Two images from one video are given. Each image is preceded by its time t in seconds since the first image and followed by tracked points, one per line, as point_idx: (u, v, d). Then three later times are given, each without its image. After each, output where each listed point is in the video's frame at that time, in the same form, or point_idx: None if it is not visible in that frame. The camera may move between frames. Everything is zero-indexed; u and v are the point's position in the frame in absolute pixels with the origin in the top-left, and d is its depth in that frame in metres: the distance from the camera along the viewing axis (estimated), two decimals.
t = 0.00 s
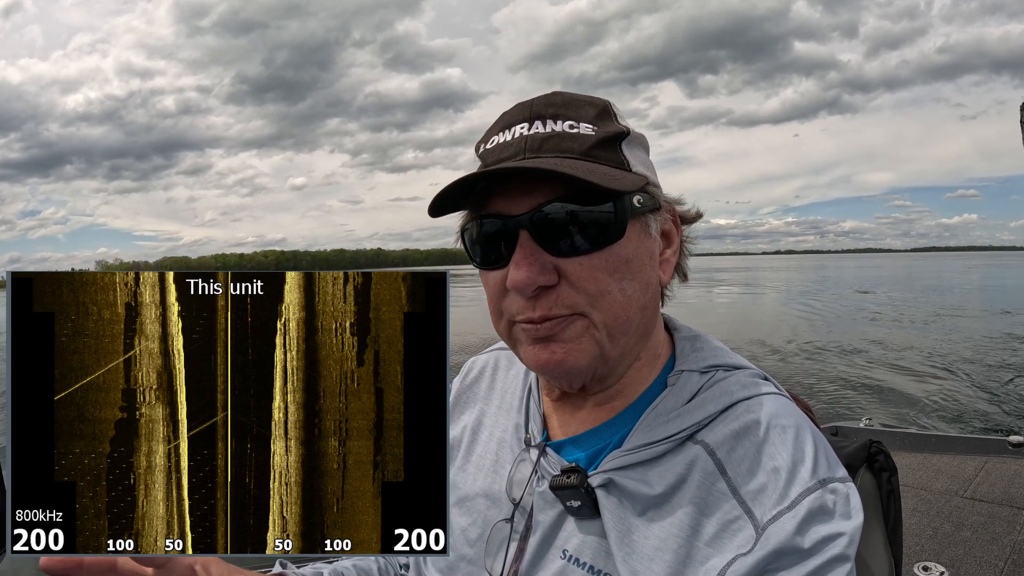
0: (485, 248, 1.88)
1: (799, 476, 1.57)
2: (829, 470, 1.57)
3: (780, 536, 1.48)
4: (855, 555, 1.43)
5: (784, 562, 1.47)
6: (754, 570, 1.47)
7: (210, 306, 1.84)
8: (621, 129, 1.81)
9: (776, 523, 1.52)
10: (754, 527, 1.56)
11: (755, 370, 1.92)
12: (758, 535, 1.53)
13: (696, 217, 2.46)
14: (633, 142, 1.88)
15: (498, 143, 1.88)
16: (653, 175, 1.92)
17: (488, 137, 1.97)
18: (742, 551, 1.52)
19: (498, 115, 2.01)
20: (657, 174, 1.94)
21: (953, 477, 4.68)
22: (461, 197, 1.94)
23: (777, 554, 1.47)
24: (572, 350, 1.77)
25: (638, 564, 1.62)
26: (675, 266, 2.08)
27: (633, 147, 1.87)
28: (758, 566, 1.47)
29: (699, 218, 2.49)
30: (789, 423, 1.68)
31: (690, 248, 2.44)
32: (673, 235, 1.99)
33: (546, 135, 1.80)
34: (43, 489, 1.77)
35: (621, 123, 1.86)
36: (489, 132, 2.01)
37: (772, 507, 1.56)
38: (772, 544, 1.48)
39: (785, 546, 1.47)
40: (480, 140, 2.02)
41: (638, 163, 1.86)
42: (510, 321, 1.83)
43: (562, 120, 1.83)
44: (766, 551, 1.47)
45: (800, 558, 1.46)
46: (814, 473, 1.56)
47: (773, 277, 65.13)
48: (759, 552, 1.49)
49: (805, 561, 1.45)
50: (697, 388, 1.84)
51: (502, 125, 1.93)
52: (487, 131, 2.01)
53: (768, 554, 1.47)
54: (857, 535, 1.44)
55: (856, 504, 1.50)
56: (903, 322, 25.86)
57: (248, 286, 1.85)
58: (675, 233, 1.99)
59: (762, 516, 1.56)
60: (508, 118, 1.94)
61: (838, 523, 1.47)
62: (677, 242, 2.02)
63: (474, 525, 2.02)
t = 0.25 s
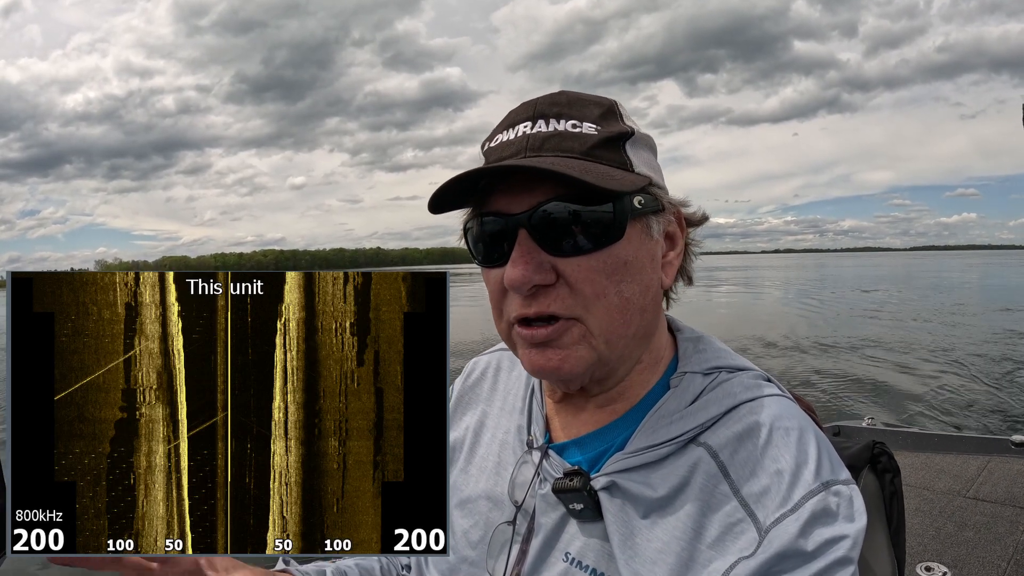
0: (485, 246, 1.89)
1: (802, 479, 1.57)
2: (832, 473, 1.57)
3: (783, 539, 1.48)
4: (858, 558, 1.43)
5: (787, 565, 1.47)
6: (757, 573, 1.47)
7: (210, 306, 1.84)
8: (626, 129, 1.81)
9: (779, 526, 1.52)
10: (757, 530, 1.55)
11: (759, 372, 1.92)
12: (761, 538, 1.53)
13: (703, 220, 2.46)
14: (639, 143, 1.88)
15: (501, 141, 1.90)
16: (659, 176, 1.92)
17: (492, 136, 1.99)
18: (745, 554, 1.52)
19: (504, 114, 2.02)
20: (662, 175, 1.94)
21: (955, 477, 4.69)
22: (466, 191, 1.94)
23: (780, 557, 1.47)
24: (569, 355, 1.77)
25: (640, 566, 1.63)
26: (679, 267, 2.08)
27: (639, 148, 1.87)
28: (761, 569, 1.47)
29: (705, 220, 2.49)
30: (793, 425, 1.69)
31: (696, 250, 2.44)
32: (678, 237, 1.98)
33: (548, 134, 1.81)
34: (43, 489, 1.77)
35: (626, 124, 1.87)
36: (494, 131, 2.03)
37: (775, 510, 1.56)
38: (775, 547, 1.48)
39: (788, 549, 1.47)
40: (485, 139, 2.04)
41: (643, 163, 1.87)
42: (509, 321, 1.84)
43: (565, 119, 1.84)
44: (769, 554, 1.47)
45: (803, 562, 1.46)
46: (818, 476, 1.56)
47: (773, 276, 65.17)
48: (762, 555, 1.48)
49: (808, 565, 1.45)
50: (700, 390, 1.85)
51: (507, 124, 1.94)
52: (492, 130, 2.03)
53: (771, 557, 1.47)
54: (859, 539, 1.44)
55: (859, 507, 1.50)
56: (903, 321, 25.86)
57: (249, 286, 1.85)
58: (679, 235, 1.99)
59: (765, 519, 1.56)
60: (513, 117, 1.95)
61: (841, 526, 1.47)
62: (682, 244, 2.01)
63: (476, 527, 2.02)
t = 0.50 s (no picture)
0: (487, 252, 1.89)
1: (807, 485, 1.56)
2: (837, 479, 1.56)
3: (787, 547, 1.47)
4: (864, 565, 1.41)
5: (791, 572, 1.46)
6: None
7: (210, 306, 1.84)
8: (629, 132, 1.81)
9: (784, 534, 1.51)
10: (762, 537, 1.55)
11: (762, 377, 1.92)
12: (765, 545, 1.53)
13: (707, 222, 2.46)
14: (642, 146, 1.87)
15: (502, 144, 1.91)
16: (662, 179, 1.92)
17: (494, 137, 2.00)
18: (749, 562, 1.52)
19: (506, 115, 2.02)
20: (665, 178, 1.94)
21: (958, 478, 4.70)
22: (461, 198, 1.95)
23: (785, 565, 1.46)
24: (578, 372, 1.79)
25: (642, 573, 1.63)
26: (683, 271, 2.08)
27: (642, 150, 1.87)
28: None
29: (709, 223, 2.49)
30: (797, 431, 1.68)
31: (699, 252, 2.45)
32: (681, 241, 1.98)
33: (548, 138, 1.81)
34: (43, 489, 1.77)
35: (630, 126, 1.86)
36: (496, 132, 2.04)
37: (779, 517, 1.55)
38: (779, 555, 1.47)
39: (792, 557, 1.45)
40: (487, 141, 2.05)
41: (646, 166, 1.86)
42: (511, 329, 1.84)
43: (566, 121, 1.84)
44: (772, 562, 1.46)
45: (808, 569, 1.45)
46: (823, 482, 1.55)
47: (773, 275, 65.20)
48: (766, 563, 1.47)
49: (813, 572, 1.44)
50: (703, 395, 1.85)
51: (508, 126, 1.95)
52: (494, 131, 2.04)
53: (775, 564, 1.46)
54: (866, 546, 1.42)
55: (865, 514, 1.48)
56: (904, 319, 25.87)
57: (249, 285, 1.85)
58: (682, 239, 1.99)
59: (769, 527, 1.56)
60: (515, 118, 1.95)
61: (846, 533, 1.46)
62: (684, 247, 2.01)
63: (475, 531, 2.03)
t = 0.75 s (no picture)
0: (489, 246, 1.89)
1: (811, 483, 1.56)
2: (841, 477, 1.57)
3: (792, 544, 1.47)
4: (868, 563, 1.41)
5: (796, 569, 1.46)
6: None
7: (210, 306, 1.84)
8: (634, 129, 1.82)
9: (788, 531, 1.51)
10: (766, 535, 1.55)
11: (766, 375, 1.93)
12: (770, 543, 1.53)
13: (711, 221, 2.47)
14: (646, 143, 1.88)
15: (506, 140, 1.91)
16: (665, 178, 1.92)
17: (498, 135, 2.00)
18: (754, 559, 1.52)
19: (511, 113, 2.03)
20: (669, 176, 1.94)
21: (961, 477, 4.71)
22: (466, 190, 1.96)
23: (790, 562, 1.46)
24: (571, 356, 1.78)
25: (647, 571, 1.63)
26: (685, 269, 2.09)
27: (646, 148, 1.88)
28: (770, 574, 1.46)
29: (713, 222, 2.49)
30: (800, 429, 1.69)
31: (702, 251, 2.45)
32: (683, 239, 1.99)
33: (553, 134, 1.81)
34: (43, 489, 1.77)
35: (634, 124, 1.87)
36: (500, 130, 2.04)
37: (784, 515, 1.55)
38: (783, 552, 1.47)
39: (797, 554, 1.45)
40: (491, 139, 2.05)
41: (649, 164, 1.87)
42: (511, 320, 1.84)
43: (571, 118, 1.84)
44: (778, 559, 1.46)
45: (813, 566, 1.45)
46: (826, 480, 1.55)
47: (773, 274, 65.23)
48: (771, 560, 1.47)
49: (818, 569, 1.44)
50: (706, 393, 1.85)
51: (513, 123, 1.95)
52: (499, 129, 2.04)
53: (780, 561, 1.46)
54: (869, 544, 1.42)
55: (868, 511, 1.49)
56: (905, 318, 25.88)
57: (249, 286, 1.85)
58: (685, 237, 1.99)
59: (774, 524, 1.56)
60: (519, 116, 1.96)
61: (851, 530, 1.46)
62: (688, 245, 2.02)
63: (478, 531, 2.03)
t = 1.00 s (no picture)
0: (496, 245, 1.89)
1: (815, 485, 1.57)
2: (845, 480, 1.57)
3: (796, 547, 1.48)
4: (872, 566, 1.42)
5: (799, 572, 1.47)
6: None
7: (210, 306, 1.85)
8: (642, 127, 1.82)
9: (792, 534, 1.52)
10: (770, 537, 1.55)
11: (772, 376, 1.93)
12: (774, 544, 1.53)
13: (717, 220, 2.47)
14: (653, 142, 1.88)
15: (513, 138, 1.91)
16: (673, 176, 1.93)
17: (505, 132, 2.00)
18: (757, 562, 1.52)
19: (518, 110, 2.02)
20: (676, 174, 1.94)
21: (962, 476, 4.71)
22: (475, 188, 1.96)
23: (793, 564, 1.46)
24: (580, 355, 1.78)
25: (650, 572, 1.64)
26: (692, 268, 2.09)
27: (653, 146, 1.88)
28: None
29: (720, 220, 2.49)
30: (806, 431, 1.69)
31: (709, 249, 2.45)
32: (691, 238, 1.99)
33: (560, 132, 1.81)
34: (43, 489, 1.78)
35: (641, 122, 1.87)
36: (507, 128, 2.04)
37: (788, 517, 1.56)
38: (787, 554, 1.48)
39: (800, 557, 1.46)
40: (498, 137, 2.05)
41: (656, 162, 1.86)
42: (518, 319, 1.84)
43: (578, 116, 1.84)
44: (781, 562, 1.47)
45: (816, 569, 1.46)
46: (831, 483, 1.56)
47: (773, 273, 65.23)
48: (774, 562, 1.48)
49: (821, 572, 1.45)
50: (712, 394, 1.86)
51: (520, 121, 1.95)
52: (505, 127, 2.04)
53: (784, 563, 1.47)
54: (872, 547, 1.43)
55: (872, 514, 1.49)
56: (906, 317, 25.88)
57: (249, 286, 1.85)
58: (692, 236, 1.99)
59: (777, 527, 1.56)
60: (526, 113, 1.95)
61: (854, 533, 1.47)
62: (695, 244, 2.02)
63: (482, 529, 2.03)
